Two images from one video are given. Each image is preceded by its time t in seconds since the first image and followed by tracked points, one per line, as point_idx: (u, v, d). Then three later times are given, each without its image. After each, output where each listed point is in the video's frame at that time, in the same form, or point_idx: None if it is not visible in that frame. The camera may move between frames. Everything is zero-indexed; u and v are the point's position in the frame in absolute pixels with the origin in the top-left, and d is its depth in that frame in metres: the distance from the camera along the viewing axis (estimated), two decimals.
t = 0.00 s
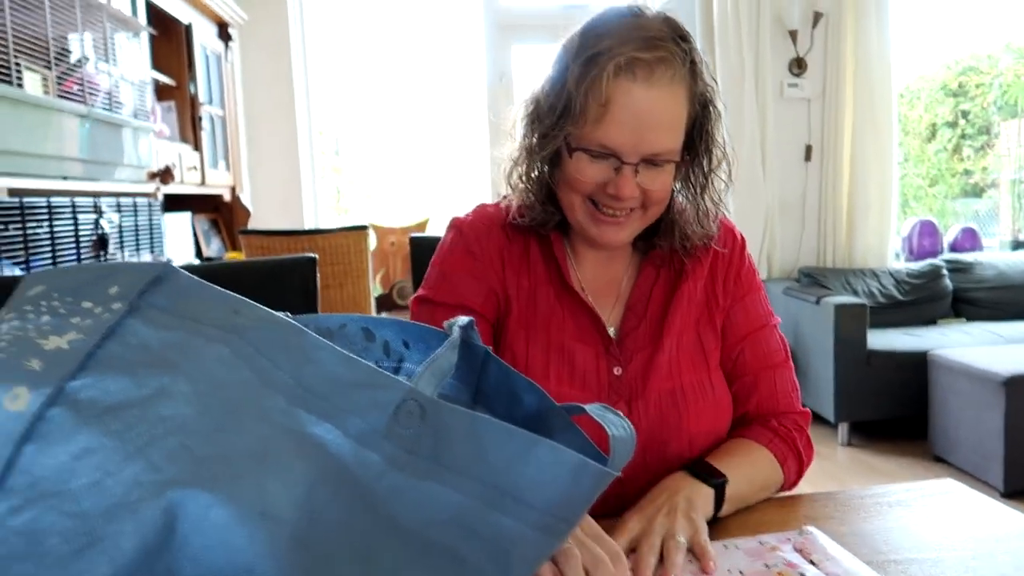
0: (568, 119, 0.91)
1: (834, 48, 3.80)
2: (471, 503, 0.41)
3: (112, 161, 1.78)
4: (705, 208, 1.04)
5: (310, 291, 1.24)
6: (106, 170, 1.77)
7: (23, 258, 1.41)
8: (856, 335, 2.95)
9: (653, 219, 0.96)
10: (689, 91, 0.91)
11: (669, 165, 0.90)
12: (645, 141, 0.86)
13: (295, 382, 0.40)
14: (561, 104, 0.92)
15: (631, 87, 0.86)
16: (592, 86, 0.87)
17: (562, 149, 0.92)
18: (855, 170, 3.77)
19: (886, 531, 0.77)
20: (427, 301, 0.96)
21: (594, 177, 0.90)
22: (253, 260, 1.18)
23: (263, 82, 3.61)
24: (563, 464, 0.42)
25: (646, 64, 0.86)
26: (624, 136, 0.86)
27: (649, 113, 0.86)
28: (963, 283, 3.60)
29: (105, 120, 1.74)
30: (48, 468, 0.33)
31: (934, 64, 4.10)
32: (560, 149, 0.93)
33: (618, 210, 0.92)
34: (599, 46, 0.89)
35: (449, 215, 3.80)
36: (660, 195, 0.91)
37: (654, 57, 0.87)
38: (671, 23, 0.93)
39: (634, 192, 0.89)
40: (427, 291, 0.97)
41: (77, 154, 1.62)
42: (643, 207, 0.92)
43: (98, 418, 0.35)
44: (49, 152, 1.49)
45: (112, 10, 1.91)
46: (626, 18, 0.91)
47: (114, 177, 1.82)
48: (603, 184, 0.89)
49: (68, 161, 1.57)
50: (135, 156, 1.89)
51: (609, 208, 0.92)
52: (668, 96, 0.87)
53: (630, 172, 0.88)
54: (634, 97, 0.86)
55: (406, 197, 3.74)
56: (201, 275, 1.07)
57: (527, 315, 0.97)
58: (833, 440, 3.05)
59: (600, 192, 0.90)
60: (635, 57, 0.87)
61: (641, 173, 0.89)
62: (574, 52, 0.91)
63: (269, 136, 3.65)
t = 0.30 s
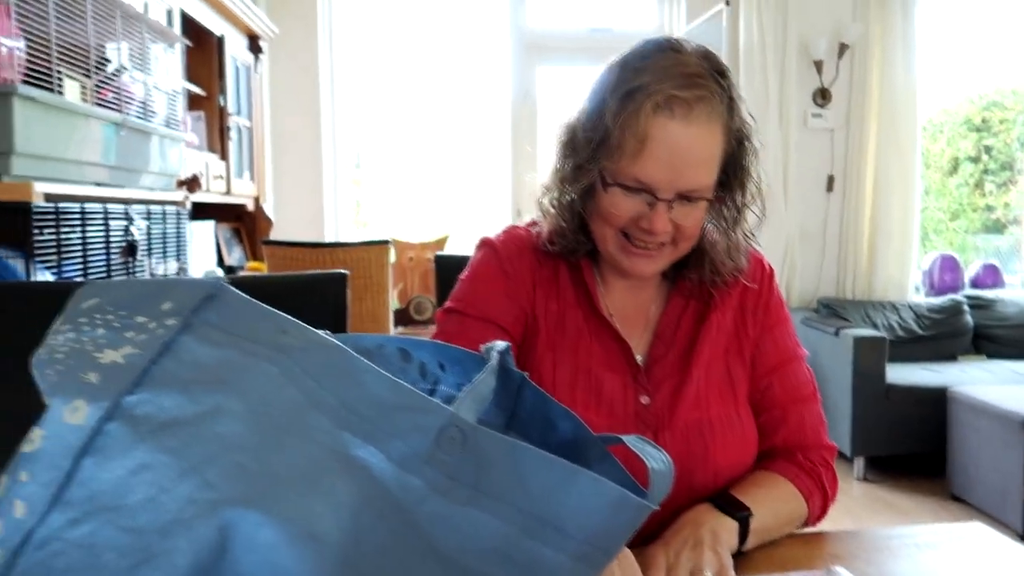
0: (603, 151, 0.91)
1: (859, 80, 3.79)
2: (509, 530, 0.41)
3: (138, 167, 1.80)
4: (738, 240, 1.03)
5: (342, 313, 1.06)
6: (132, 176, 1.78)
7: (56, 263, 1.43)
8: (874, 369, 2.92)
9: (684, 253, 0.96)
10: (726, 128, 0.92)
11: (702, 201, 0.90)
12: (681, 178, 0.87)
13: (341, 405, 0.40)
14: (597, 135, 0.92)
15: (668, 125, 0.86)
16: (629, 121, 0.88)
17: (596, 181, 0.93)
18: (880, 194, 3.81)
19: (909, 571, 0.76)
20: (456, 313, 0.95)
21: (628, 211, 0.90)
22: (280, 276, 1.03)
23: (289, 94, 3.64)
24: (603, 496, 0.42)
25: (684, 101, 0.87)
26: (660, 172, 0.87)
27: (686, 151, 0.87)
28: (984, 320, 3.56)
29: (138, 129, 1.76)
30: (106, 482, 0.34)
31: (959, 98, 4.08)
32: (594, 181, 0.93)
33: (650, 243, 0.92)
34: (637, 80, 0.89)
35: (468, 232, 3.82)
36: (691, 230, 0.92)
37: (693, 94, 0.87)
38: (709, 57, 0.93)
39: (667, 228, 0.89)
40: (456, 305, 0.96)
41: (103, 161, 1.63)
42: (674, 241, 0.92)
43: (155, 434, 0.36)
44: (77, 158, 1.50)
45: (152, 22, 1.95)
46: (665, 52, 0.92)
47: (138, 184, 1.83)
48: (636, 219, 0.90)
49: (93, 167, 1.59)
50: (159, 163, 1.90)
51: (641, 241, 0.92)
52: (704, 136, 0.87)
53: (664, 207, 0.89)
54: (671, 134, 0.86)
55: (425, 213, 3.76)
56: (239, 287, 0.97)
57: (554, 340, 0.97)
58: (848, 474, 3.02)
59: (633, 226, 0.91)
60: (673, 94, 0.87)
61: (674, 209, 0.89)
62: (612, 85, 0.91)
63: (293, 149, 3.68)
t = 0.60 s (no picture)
0: (632, 180, 0.92)
1: (881, 98, 3.78)
2: (539, 555, 0.42)
3: (167, 192, 1.83)
4: (767, 267, 1.03)
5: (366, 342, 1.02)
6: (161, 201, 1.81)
7: (89, 287, 1.47)
8: (900, 390, 2.88)
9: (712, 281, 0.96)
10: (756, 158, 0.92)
11: (731, 231, 0.91)
12: (710, 209, 0.87)
13: (376, 431, 0.41)
14: (626, 164, 0.93)
15: (699, 156, 0.87)
16: (658, 151, 0.88)
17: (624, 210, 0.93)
18: (904, 212, 3.77)
19: None
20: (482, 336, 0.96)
21: (656, 240, 0.90)
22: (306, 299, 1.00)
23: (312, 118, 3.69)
24: (633, 521, 0.43)
25: (715, 132, 0.87)
26: (689, 202, 0.87)
27: (715, 181, 0.87)
28: (1013, 339, 3.50)
29: (168, 154, 1.80)
30: (152, 507, 0.35)
31: (983, 115, 4.04)
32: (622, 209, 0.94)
33: (678, 272, 0.92)
34: (667, 110, 0.90)
35: (489, 253, 3.83)
36: (720, 259, 0.92)
37: (724, 125, 0.88)
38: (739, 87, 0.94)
39: (695, 257, 0.89)
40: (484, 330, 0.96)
41: (134, 186, 1.66)
42: (702, 270, 0.92)
43: (199, 460, 0.37)
44: (109, 183, 1.54)
45: (182, 50, 2.00)
46: (697, 82, 0.92)
47: (167, 208, 1.86)
48: (664, 248, 0.90)
49: (123, 193, 1.62)
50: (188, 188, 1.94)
51: (669, 269, 0.92)
52: (734, 167, 0.87)
53: (692, 237, 0.89)
54: (701, 165, 0.87)
55: (446, 235, 3.79)
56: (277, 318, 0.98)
57: (581, 365, 0.97)
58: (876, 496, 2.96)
59: (661, 255, 0.91)
60: (704, 125, 0.88)
61: (703, 238, 0.89)
62: (643, 115, 0.92)
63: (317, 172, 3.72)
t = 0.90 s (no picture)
0: (627, 194, 0.91)
1: (885, 108, 3.77)
2: (530, 563, 0.42)
3: (171, 204, 1.84)
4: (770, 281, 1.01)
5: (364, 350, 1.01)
6: (165, 213, 1.82)
7: (89, 297, 1.46)
8: (906, 400, 2.86)
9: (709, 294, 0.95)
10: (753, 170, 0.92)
11: (729, 246, 0.90)
12: (707, 223, 0.86)
13: (365, 438, 0.41)
14: (622, 178, 0.92)
15: (695, 170, 0.86)
16: (653, 164, 0.87)
17: (619, 223, 0.93)
18: (908, 221, 3.76)
19: None
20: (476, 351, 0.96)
21: (652, 254, 0.90)
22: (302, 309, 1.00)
23: (316, 131, 3.71)
24: (624, 531, 0.43)
25: (711, 146, 0.87)
26: (686, 216, 0.86)
27: (712, 195, 0.86)
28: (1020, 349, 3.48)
29: (170, 166, 1.81)
30: (135, 514, 0.35)
31: (989, 124, 4.03)
32: (617, 223, 0.93)
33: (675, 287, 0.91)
34: (663, 123, 0.89)
35: (492, 264, 3.83)
36: (718, 273, 0.91)
37: (721, 138, 0.87)
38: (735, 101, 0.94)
39: (692, 271, 0.89)
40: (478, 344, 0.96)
41: (138, 198, 1.67)
42: (699, 284, 0.92)
43: (182, 466, 0.37)
44: (112, 195, 1.55)
45: (187, 63, 2.01)
46: (694, 94, 0.92)
47: (171, 220, 1.87)
48: (660, 261, 0.90)
49: (126, 204, 1.62)
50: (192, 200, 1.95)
51: (666, 284, 0.92)
52: (732, 180, 0.87)
53: (689, 251, 0.88)
54: (697, 179, 0.86)
55: (450, 246, 3.79)
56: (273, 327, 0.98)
57: (578, 376, 0.97)
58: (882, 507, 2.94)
59: (656, 269, 0.90)
60: (699, 139, 0.87)
61: (700, 252, 0.88)
62: (638, 128, 0.91)
63: (321, 184, 3.73)
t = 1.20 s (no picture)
0: (599, 207, 0.90)
1: (870, 111, 3.80)
2: (514, 565, 0.42)
3: (155, 203, 1.82)
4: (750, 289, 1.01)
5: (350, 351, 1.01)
6: (150, 212, 1.81)
7: (72, 296, 1.45)
8: (889, 400, 2.89)
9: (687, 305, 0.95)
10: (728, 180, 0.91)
11: (705, 257, 0.89)
12: (681, 237, 0.85)
13: (349, 440, 0.41)
14: (592, 192, 0.91)
15: (669, 184, 0.84)
16: (623, 178, 0.86)
17: (592, 236, 0.92)
18: (892, 223, 3.79)
19: None
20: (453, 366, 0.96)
21: (627, 269, 0.89)
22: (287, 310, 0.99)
23: (302, 130, 3.68)
24: (611, 533, 0.43)
25: (682, 159, 0.85)
26: (659, 231, 0.85)
27: (685, 208, 0.85)
28: (1002, 350, 3.51)
29: (154, 165, 1.79)
30: (115, 517, 0.34)
31: (971, 127, 4.07)
32: (591, 236, 0.92)
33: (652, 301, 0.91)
34: (634, 135, 0.87)
35: (479, 264, 3.82)
36: (694, 285, 0.91)
37: (691, 151, 0.86)
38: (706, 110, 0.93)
39: (667, 285, 0.88)
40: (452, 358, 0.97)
41: (121, 196, 1.65)
42: (676, 297, 0.91)
43: (164, 469, 0.36)
44: (95, 193, 1.53)
45: (171, 61, 2.00)
46: (664, 104, 0.90)
47: (157, 219, 1.86)
48: (636, 276, 0.89)
49: (109, 203, 1.61)
50: (177, 199, 1.94)
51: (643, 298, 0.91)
52: (705, 193, 0.85)
53: (664, 266, 0.87)
54: (669, 192, 0.84)
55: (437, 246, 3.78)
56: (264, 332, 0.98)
57: (560, 386, 0.97)
58: (866, 506, 2.96)
59: (632, 283, 0.90)
60: (670, 151, 0.85)
61: (676, 266, 0.88)
62: (608, 141, 0.90)
63: (308, 183, 3.71)
